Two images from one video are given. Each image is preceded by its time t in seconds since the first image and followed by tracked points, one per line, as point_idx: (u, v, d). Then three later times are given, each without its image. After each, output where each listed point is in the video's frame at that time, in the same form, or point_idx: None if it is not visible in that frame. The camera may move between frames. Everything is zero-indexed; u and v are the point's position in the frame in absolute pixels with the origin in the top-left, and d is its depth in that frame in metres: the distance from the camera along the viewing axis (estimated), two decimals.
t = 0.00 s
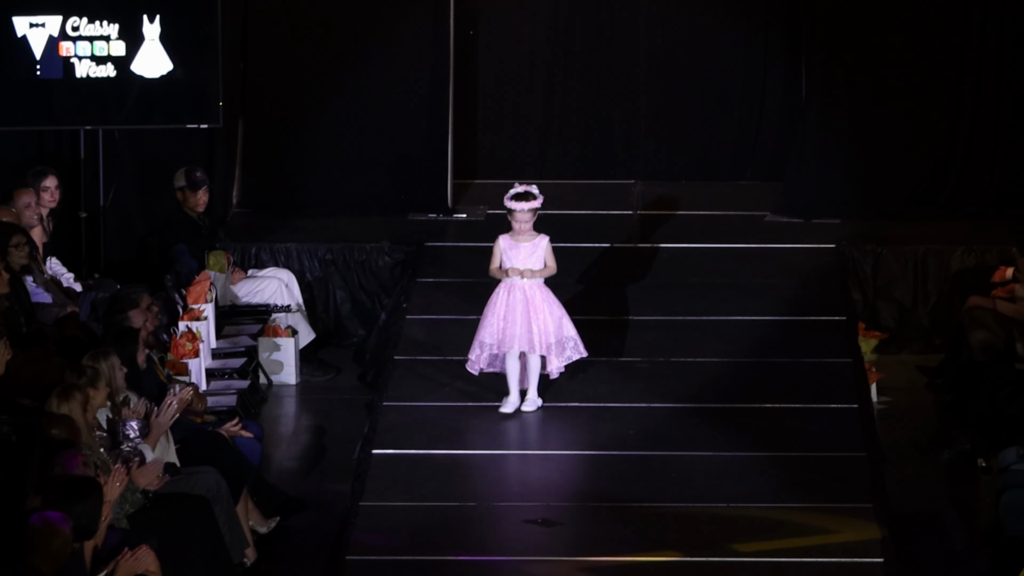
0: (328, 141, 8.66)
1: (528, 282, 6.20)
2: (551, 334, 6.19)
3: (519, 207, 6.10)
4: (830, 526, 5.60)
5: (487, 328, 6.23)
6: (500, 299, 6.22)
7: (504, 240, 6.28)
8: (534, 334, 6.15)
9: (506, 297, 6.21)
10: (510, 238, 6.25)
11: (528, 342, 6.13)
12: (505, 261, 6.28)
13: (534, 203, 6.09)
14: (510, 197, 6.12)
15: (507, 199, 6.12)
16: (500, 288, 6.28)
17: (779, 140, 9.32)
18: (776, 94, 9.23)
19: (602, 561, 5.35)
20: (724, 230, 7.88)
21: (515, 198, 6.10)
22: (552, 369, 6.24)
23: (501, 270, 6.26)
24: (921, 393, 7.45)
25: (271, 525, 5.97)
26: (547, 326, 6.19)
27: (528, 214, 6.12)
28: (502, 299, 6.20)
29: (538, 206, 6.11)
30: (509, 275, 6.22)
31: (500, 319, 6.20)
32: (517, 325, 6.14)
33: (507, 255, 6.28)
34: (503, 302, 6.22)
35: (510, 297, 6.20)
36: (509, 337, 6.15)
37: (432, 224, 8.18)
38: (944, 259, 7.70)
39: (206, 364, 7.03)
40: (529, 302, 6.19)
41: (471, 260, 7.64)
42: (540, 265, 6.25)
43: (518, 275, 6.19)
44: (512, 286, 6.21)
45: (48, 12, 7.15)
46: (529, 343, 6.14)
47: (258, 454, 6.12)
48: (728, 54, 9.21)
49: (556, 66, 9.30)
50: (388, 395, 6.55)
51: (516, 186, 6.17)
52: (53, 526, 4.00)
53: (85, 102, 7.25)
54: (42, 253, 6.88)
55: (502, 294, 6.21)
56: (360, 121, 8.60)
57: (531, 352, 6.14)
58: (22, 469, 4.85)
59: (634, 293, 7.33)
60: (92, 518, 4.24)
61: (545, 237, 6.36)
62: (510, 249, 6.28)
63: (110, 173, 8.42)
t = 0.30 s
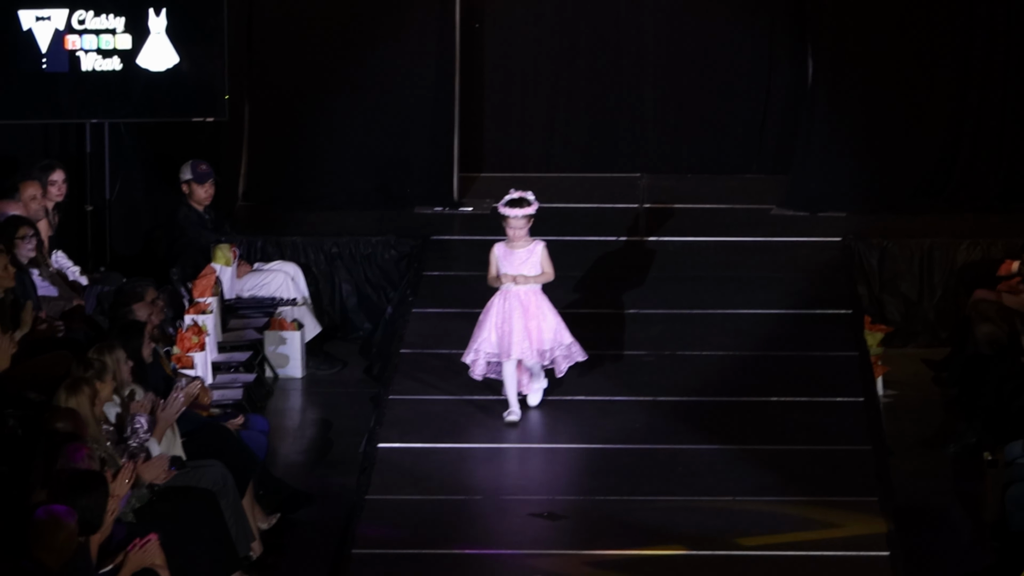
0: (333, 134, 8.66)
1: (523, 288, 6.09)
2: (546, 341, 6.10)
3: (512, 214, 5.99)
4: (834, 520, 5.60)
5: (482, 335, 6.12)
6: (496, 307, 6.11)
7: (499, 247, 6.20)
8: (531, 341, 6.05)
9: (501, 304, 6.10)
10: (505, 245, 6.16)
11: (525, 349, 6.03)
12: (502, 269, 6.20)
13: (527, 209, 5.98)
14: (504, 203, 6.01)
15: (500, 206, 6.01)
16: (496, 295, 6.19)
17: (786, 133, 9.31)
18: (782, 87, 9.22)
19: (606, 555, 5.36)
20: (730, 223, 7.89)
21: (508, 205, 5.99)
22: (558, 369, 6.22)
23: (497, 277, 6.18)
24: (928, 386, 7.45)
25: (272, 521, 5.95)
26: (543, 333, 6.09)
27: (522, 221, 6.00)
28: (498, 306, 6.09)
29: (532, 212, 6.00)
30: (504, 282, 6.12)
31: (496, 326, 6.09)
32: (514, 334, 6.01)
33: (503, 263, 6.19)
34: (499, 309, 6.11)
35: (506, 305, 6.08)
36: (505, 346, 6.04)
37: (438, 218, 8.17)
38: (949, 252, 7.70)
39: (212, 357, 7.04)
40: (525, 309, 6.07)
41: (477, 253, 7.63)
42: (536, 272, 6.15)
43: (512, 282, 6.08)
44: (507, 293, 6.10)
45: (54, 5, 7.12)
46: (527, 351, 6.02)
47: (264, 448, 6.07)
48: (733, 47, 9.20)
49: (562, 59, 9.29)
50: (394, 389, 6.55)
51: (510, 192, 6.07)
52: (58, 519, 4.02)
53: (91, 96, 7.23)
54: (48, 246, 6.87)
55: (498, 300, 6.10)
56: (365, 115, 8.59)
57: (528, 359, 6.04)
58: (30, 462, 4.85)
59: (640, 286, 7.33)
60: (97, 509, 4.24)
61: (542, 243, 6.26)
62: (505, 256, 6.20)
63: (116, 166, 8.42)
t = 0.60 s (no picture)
0: (338, 126, 8.65)
1: (520, 292, 5.95)
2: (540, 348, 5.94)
3: (513, 215, 5.87)
4: (838, 513, 5.61)
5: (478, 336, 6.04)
6: (492, 309, 6.03)
7: (498, 249, 6.04)
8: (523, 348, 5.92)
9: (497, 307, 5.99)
10: (504, 248, 6.00)
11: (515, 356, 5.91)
12: (501, 271, 6.05)
13: (528, 211, 5.88)
14: (504, 204, 5.90)
15: (501, 207, 5.90)
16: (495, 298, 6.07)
17: (791, 125, 9.29)
18: (788, 79, 9.20)
19: (611, 548, 5.37)
20: (736, 215, 7.88)
21: (509, 206, 5.88)
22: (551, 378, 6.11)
23: (496, 280, 6.04)
24: (933, 378, 7.45)
25: (281, 510, 5.97)
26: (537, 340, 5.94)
27: (522, 223, 5.89)
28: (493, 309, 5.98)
29: (533, 214, 5.90)
30: (503, 285, 5.99)
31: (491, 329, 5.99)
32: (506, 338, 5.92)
33: (501, 265, 6.04)
34: (495, 311, 6.03)
35: (502, 308, 5.98)
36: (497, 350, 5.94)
37: (444, 210, 8.17)
38: (955, 245, 7.69)
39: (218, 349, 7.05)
40: (520, 314, 5.94)
41: (483, 246, 7.63)
42: (536, 275, 6.00)
43: (511, 285, 5.95)
44: (504, 296, 5.99)
45: None
46: (518, 357, 5.91)
47: (270, 440, 6.11)
48: (738, 39, 9.19)
49: (567, 50, 9.28)
50: (400, 381, 6.56)
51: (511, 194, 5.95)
52: (63, 510, 3.99)
53: (97, 88, 7.19)
54: (54, 239, 6.87)
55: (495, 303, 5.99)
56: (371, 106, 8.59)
57: (519, 365, 5.91)
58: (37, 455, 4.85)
59: (646, 278, 7.32)
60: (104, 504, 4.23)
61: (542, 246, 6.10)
62: (504, 258, 6.04)
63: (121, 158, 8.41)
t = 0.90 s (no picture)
0: (342, 113, 8.65)
1: (521, 285, 5.88)
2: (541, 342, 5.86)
3: (515, 208, 5.81)
4: (841, 500, 5.61)
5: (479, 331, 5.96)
6: (493, 302, 5.94)
7: (500, 242, 6.00)
8: (523, 341, 5.83)
9: (498, 300, 5.92)
10: (507, 240, 5.96)
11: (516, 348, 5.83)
12: (501, 264, 5.99)
13: (531, 204, 5.79)
14: (508, 197, 5.84)
15: (504, 200, 5.84)
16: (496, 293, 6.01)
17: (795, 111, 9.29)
18: (792, 66, 9.20)
19: (617, 533, 5.37)
20: (740, 202, 7.89)
21: (512, 199, 5.82)
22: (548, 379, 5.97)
23: (496, 273, 5.97)
24: (938, 365, 7.47)
25: (283, 499, 5.98)
26: (538, 333, 5.86)
27: (526, 215, 5.83)
28: (494, 303, 5.91)
29: (537, 208, 5.81)
30: (504, 278, 5.92)
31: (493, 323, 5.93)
32: (506, 333, 5.84)
33: (503, 258, 5.98)
34: (496, 305, 5.95)
35: (503, 302, 5.90)
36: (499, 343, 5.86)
37: (449, 197, 8.17)
38: (960, 232, 7.69)
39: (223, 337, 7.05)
40: (521, 308, 5.87)
41: (487, 232, 7.63)
42: (537, 270, 5.95)
43: (512, 278, 5.88)
44: (505, 290, 5.92)
45: None
46: (518, 351, 5.84)
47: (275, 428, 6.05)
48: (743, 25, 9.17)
49: (571, 36, 9.27)
50: (405, 367, 6.57)
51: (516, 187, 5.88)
52: (68, 498, 3.99)
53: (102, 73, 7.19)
54: (59, 225, 6.87)
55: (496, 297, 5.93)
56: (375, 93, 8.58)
57: (520, 359, 5.84)
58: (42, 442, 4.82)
59: (650, 266, 7.32)
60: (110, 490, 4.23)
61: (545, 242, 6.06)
62: (506, 252, 5.99)
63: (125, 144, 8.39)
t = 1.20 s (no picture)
0: (345, 99, 8.64)
1: (520, 287, 5.82)
2: (544, 342, 5.84)
3: (511, 210, 5.77)
4: (846, 488, 5.61)
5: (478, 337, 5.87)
6: (491, 307, 5.86)
7: (495, 244, 5.93)
8: (527, 342, 5.81)
9: (497, 305, 5.84)
10: (502, 242, 5.90)
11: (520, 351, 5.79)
12: (497, 267, 5.93)
13: (526, 205, 5.77)
14: (502, 199, 5.80)
15: (499, 202, 5.79)
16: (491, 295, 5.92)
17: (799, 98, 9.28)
18: (796, 52, 9.18)
19: (622, 521, 5.38)
20: (744, 190, 7.88)
21: (506, 200, 5.77)
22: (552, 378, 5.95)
23: (492, 275, 5.91)
24: (942, 353, 7.48)
25: (289, 487, 6.00)
26: (541, 333, 5.83)
27: (520, 217, 5.79)
28: (493, 308, 5.83)
29: (531, 208, 5.78)
30: (501, 281, 5.85)
31: (492, 327, 5.84)
32: (510, 336, 5.78)
33: (499, 260, 5.93)
34: (494, 309, 5.86)
35: (502, 305, 5.83)
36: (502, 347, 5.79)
37: (454, 184, 8.17)
38: (964, 218, 7.68)
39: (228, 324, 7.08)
40: (522, 309, 5.82)
41: (491, 220, 7.63)
42: (533, 271, 5.90)
43: (510, 281, 5.82)
44: (504, 293, 5.85)
45: None
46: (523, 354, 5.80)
47: (279, 415, 6.05)
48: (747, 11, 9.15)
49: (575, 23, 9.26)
50: (409, 354, 6.57)
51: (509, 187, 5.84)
52: (72, 485, 4.01)
53: (104, 60, 6.79)
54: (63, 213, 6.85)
55: (494, 302, 5.84)
56: (378, 80, 8.57)
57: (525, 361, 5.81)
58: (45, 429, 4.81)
59: (653, 253, 7.31)
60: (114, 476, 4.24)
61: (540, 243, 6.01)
62: (501, 254, 5.94)
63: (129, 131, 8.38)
